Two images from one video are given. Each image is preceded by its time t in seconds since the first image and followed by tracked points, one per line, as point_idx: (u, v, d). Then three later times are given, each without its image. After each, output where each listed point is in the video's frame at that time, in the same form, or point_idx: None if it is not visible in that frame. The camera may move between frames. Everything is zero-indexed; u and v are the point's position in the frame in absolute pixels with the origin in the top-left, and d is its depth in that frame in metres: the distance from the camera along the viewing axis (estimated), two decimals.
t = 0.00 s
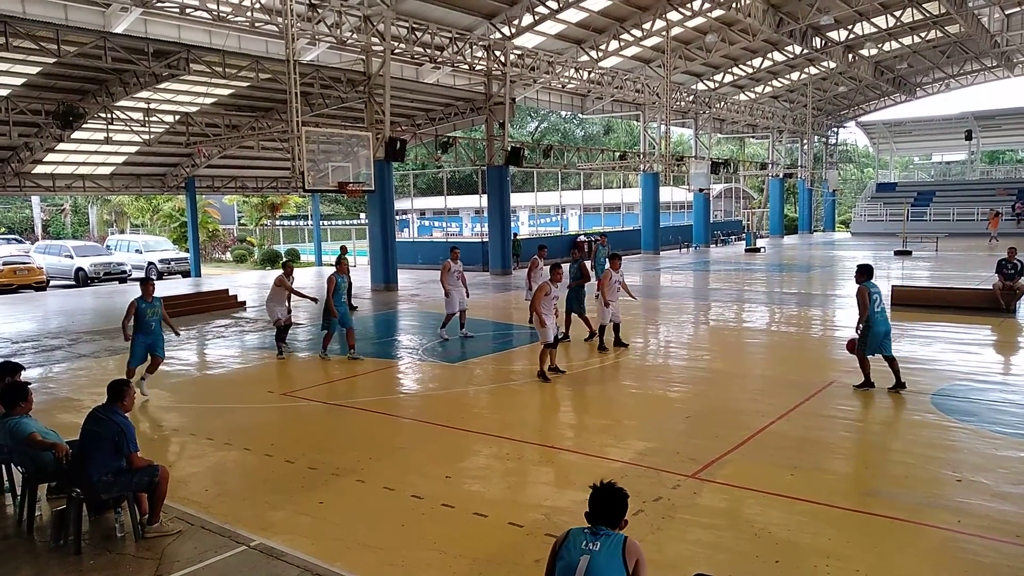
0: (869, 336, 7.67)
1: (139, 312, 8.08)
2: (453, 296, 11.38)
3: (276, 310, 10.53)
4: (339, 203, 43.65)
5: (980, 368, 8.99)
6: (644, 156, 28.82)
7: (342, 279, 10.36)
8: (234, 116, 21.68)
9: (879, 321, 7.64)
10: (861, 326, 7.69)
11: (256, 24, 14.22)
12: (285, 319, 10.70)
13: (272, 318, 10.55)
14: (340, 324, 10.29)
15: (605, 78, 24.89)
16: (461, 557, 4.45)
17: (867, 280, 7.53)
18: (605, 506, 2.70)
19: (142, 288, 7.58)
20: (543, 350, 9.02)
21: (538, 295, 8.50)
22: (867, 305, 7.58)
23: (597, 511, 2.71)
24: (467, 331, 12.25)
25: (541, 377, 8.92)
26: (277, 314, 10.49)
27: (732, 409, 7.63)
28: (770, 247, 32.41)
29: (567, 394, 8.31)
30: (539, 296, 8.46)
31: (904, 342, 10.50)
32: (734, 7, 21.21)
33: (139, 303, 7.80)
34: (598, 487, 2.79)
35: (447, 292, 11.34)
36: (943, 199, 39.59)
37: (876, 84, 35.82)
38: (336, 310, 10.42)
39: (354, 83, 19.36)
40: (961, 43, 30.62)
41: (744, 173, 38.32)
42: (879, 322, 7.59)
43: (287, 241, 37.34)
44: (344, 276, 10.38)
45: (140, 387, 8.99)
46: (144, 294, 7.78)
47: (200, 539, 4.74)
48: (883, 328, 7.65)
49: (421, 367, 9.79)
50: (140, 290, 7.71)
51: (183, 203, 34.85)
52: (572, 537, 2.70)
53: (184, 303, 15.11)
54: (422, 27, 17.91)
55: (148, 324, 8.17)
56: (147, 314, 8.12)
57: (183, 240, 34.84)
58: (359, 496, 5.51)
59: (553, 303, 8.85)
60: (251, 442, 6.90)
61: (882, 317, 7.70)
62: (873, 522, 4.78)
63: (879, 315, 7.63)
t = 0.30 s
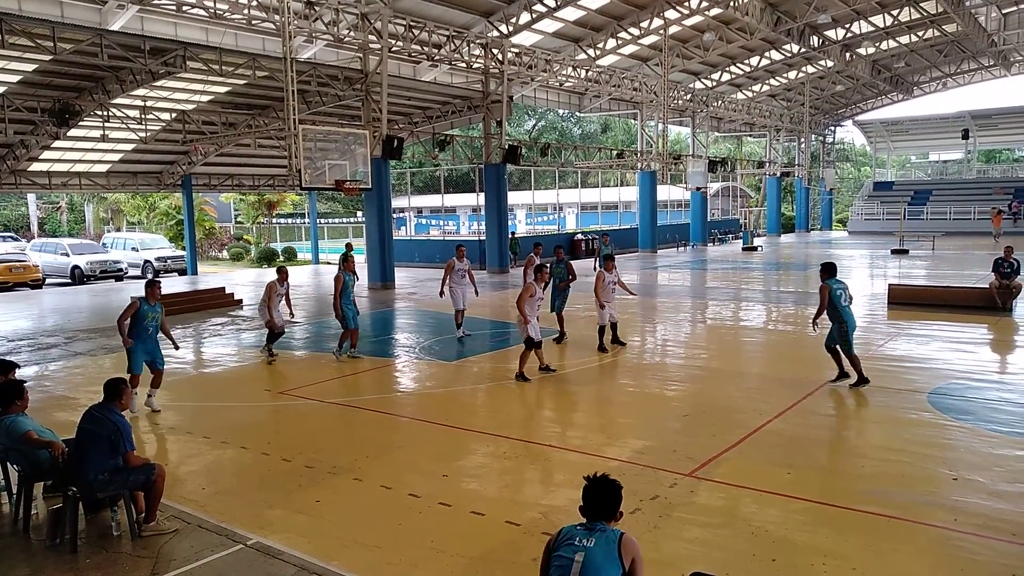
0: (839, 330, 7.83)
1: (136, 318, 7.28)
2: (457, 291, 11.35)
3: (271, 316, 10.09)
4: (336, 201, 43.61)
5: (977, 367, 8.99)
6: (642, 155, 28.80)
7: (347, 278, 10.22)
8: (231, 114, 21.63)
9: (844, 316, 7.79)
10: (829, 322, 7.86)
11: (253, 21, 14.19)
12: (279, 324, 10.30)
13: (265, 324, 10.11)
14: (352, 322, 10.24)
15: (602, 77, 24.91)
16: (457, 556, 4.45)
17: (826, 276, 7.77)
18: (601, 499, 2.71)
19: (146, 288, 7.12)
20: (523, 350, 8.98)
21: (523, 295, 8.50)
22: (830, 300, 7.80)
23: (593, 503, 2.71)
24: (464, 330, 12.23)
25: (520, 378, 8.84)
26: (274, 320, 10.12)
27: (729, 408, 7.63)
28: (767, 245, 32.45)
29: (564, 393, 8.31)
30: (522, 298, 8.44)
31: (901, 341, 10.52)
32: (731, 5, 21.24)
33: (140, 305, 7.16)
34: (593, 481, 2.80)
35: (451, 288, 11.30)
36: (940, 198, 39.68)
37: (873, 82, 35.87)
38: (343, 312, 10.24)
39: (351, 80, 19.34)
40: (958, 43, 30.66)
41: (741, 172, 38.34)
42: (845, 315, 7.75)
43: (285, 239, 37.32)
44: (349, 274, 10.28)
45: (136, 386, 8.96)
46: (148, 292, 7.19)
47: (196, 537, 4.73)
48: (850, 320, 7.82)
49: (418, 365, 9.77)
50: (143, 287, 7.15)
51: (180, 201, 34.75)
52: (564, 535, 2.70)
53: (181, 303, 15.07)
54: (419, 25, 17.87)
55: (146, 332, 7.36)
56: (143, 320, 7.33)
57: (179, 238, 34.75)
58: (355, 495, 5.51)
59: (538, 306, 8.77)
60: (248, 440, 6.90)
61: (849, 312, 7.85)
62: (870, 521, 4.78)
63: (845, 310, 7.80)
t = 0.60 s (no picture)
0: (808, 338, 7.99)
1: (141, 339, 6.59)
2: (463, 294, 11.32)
3: (267, 316, 9.83)
4: (337, 202, 43.65)
5: (977, 368, 9.00)
6: (642, 156, 28.81)
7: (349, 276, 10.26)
8: (232, 115, 21.65)
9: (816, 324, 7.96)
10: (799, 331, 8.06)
11: (253, 22, 14.19)
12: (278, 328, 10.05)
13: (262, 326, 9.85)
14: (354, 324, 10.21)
15: (603, 78, 24.94)
16: (457, 556, 4.46)
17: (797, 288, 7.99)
18: (587, 517, 2.64)
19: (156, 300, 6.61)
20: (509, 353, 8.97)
21: (511, 302, 8.60)
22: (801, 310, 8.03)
23: (580, 522, 2.64)
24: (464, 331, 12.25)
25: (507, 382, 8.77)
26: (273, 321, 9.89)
27: (729, 408, 7.63)
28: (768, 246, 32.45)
29: (564, 394, 8.31)
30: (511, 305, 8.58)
31: (901, 342, 10.52)
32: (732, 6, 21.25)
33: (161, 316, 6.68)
34: (578, 491, 2.71)
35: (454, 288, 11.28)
36: (940, 199, 39.68)
37: (874, 84, 35.88)
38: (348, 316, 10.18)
39: (352, 81, 19.37)
40: (958, 44, 30.65)
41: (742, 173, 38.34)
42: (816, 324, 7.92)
43: (285, 240, 37.35)
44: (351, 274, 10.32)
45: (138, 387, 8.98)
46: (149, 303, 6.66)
47: (197, 538, 4.73)
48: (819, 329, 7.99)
49: (418, 366, 9.78)
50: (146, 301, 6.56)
51: (180, 202, 34.78)
52: (548, 555, 2.63)
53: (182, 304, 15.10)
54: (420, 26, 17.87)
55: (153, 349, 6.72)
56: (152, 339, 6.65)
57: (180, 239, 34.78)
58: (355, 495, 5.51)
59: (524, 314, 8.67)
60: (249, 441, 6.90)
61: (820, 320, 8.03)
62: (870, 522, 4.79)
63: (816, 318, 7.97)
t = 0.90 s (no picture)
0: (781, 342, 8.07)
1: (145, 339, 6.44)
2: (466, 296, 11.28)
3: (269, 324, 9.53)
4: (337, 201, 43.68)
5: (978, 368, 8.99)
6: (643, 155, 28.81)
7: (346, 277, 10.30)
8: (232, 114, 21.65)
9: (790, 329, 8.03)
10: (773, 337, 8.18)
11: (254, 22, 14.19)
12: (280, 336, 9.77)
13: (261, 333, 9.50)
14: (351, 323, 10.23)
15: (603, 77, 24.97)
16: (458, 556, 4.46)
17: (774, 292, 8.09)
18: (575, 525, 2.55)
19: (164, 300, 6.62)
20: (489, 352, 9.03)
21: (494, 297, 8.67)
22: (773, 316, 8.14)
23: (567, 530, 2.55)
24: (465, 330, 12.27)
25: (486, 380, 8.79)
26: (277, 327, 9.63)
27: (729, 408, 7.63)
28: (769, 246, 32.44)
29: (564, 393, 8.30)
30: (493, 299, 8.65)
31: (902, 341, 10.51)
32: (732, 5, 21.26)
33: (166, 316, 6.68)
34: (560, 498, 2.59)
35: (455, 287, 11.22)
36: (941, 199, 39.66)
37: (875, 83, 35.86)
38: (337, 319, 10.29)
39: (352, 81, 19.37)
40: (959, 43, 30.61)
41: (742, 172, 38.32)
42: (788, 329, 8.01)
43: (285, 240, 37.40)
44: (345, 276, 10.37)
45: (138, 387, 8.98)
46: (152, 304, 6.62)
47: (198, 538, 4.73)
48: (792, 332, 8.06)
49: (418, 366, 9.78)
50: (153, 301, 6.52)
51: (181, 202, 34.79)
52: (536, 566, 2.56)
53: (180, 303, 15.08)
54: (420, 26, 17.87)
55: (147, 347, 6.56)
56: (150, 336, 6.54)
57: (180, 239, 34.81)
58: (356, 495, 5.52)
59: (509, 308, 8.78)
60: (249, 441, 6.90)
61: (795, 325, 8.06)
62: (870, 522, 4.78)
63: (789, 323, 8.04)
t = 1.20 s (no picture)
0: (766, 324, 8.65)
1: (142, 336, 6.33)
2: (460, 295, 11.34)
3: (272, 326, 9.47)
4: (338, 201, 43.73)
5: (979, 368, 8.98)
6: (643, 155, 28.82)
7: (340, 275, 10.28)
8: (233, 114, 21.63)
9: (777, 314, 8.60)
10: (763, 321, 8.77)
11: (255, 23, 14.19)
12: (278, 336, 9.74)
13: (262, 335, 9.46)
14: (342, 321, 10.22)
15: (604, 77, 25.00)
16: (458, 556, 4.46)
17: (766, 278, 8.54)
18: (572, 528, 2.54)
19: (157, 296, 6.55)
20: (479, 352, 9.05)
21: (490, 298, 8.81)
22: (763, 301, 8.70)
23: (565, 533, 2.55)
24: (466, 331, 12.29)
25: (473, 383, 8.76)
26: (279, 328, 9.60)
27: (730, 408, 7.62)
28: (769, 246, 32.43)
29: (565, 394, 8.30)
30: (489, 300, 8.81)
31: (903, 341, 10.50)
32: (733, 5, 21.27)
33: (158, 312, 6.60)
34: (557, 502, 2.59)
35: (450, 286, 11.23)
36: (941, 199, 39.64)
37: (875, 83, 35.86)
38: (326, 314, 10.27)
39: (352, 80, 19.36)
40: (959, 43, 30.60)
41: (743, 172, 38.29)
42: (775, 314, 8.59)
43: (285, 240, 37.44)
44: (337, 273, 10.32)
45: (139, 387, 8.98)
46: (146, 301, 6.52)
47: (198, 538, 4.73)
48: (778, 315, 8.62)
49: (417, 366, 9.78)
50: (148, 297, 6.44)
51: (181, 202, 34.83)
52: (533, 570, 2.56)
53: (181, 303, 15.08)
54: (421, 26, 17.88)
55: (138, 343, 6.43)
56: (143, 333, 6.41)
57: (181, 239, 34.86)
58: (356, 495, 5.51)
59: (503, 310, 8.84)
60: (250, 441, 6.90)
61: (781, 310, 8.63)
62: (871, 522, 4.78)
63: (776, 308, 8.62)
